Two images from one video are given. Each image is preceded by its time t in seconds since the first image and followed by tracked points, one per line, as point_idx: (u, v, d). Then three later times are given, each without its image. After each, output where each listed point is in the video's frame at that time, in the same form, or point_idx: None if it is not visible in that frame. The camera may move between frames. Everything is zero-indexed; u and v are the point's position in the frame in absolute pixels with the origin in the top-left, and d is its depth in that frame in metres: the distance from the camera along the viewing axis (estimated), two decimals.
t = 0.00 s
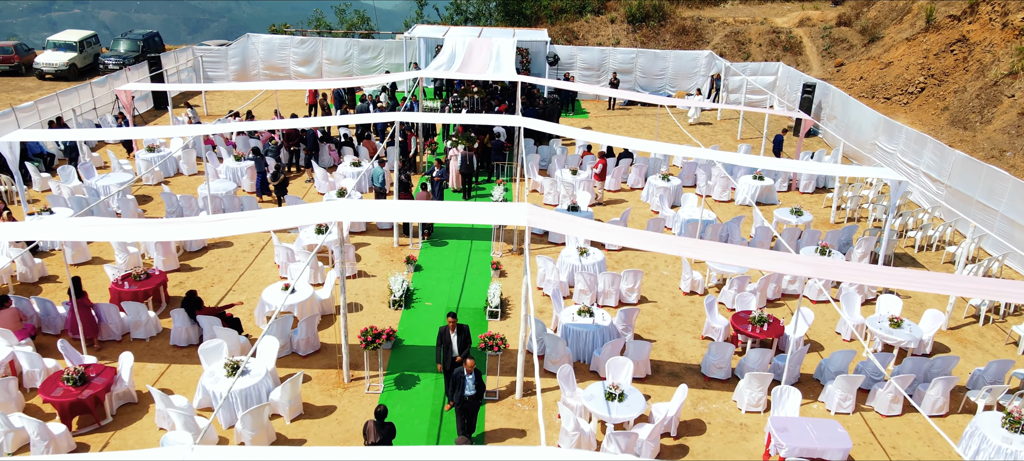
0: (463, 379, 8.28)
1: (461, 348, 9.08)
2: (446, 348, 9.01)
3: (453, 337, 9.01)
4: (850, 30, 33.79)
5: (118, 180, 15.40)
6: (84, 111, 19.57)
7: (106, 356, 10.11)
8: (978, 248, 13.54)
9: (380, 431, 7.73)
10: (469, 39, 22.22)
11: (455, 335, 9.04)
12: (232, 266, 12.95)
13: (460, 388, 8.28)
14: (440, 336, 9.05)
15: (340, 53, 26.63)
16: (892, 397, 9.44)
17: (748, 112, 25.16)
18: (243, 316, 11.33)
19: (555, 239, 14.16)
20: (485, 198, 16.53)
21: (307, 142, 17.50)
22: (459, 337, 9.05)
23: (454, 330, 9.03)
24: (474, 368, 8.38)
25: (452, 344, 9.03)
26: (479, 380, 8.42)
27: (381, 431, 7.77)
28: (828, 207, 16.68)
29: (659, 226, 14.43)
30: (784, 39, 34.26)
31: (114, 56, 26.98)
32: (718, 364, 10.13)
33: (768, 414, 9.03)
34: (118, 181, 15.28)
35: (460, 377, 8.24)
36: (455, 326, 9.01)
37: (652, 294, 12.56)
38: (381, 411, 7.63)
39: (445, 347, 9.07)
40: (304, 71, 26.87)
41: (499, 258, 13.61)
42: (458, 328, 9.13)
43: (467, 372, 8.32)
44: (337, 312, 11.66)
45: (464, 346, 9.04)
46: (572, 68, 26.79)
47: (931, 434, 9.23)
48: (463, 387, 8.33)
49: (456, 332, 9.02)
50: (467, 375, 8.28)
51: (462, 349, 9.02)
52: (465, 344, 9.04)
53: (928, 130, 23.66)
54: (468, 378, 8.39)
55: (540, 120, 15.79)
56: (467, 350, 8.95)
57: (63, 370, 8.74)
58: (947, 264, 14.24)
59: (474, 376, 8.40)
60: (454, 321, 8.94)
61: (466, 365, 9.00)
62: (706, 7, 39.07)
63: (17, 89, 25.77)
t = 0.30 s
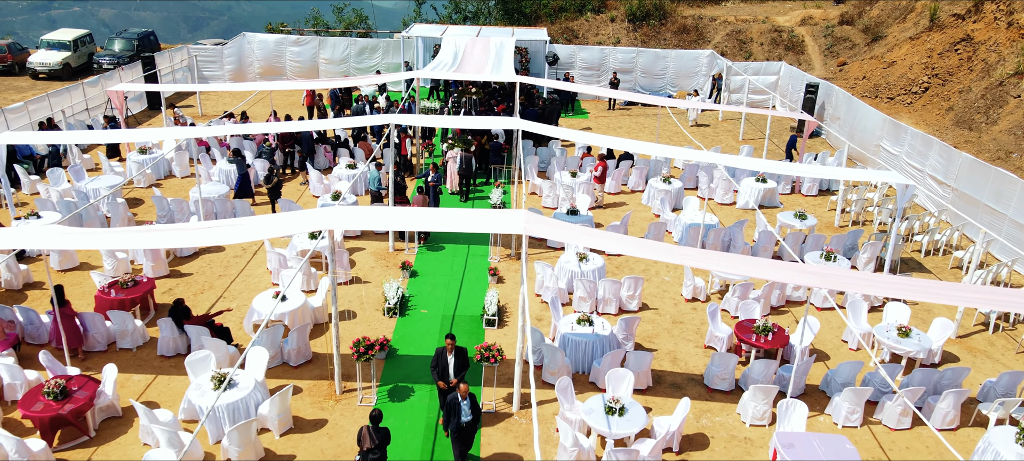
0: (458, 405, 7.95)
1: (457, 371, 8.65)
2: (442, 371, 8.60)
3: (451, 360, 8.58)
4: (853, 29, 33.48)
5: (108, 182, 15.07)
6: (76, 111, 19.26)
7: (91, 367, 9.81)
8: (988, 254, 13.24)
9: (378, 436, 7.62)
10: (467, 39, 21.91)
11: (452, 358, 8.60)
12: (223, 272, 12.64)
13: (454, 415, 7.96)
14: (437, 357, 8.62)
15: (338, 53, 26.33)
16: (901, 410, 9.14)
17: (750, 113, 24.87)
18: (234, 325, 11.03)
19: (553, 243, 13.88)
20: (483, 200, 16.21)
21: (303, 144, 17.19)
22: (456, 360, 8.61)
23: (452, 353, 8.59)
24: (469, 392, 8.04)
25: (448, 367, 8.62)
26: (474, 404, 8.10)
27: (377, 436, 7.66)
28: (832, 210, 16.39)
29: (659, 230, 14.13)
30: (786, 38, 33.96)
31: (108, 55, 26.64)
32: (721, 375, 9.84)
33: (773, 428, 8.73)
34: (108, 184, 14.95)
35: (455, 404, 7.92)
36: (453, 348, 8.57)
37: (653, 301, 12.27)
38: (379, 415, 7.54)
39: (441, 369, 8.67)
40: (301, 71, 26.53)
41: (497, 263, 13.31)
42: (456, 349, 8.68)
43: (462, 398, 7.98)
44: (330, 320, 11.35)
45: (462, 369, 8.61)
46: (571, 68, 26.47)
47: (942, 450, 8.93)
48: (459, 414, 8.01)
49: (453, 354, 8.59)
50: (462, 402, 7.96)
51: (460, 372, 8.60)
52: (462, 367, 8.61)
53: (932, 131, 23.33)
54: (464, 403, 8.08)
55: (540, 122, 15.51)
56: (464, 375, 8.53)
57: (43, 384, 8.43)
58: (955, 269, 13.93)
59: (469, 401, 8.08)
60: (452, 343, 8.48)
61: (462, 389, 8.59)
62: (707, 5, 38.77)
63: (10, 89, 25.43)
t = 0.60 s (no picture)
0: (449, 434, 7.66)
1: (457, 395, 8.36)
2: (440, 395, 8.29)
3: (449, 384, 8.29)
4: (855, 30, 33.20)
5: (98, 187, 14.76)
6: (67, 114, 18.95)
7: (74, 381, 9.50)
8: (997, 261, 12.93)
9: (368, 444, 7.57)
10: (466, 40, 21.62)
11: (452, 382, 8.31)
12: (215, 281, 12.35)
13: (444, 443, 7.68)
14: (436, 380, 8.34)
15: (335, 55, 26.06)
16: (911, 427, 8.84)
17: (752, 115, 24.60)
18: (223, 336, 10.75)
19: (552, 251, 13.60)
20: (481, 205, 15.92)
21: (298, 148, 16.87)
22: (456, 384, 8.32)
23: (452, 377, 8.30)
24: (461, 420, 7.75)
25: (446, 391, 8.32)
26: (466, 432, 7.82)
27: (368, 444, 7.60)
28: (837, 215, 16.10)
29: (660, 238, 13.84)
30: (787, 40, 33.68)
31: (103, 57, 26.34)
32: (725, 390, 9.54)
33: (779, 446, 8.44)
34: (97, 189, 14.65)
35: (445, 432, 7.62)
36: (453, 372, 8.29)
37: (654, 311, 11.98)
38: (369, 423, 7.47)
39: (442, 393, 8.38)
40: (298, 73, 26.24)
41: (494, 271, 13.02)
42: (458, 373, 8.39)
43: (453, 426, 7.68)
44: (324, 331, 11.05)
45: (461, 394, 8.31)
46: (571, 69, 26.16)
47: None
48: (450, 442, 7.73)
49: (453, 378, 8.30)
50: (453, 430, 7.67)
51: (460, 397, 8.29)
52: (463, 393, 8.32)
53: (937, 134, 23.03)
54: (457, 432, 7.78)
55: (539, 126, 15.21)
56: (463, 400, 8.21)
57: (22, 401, 8.13)
58: (963, 277, 13.64)
59: (462, 428, 7.79)
60: (452, 367, 8.19)
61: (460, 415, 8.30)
62: (708, 6, 38.51)
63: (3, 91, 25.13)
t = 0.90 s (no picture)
0: None
1: (454, 426, 7.97)
2: (436, 426, 7.89)
3: (445, 414, 7.91)
4: (857, 31, 32.93)
5: (88, 193, 14.46)
6: (59, 118, 18.67)
7: (58, 397, 9.22)
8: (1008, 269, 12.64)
9: (362, 452, 7.41)
10: (464, 42, 21.32)
11: (447, 412, 7.92)
12: (206, 290, 12.06)
13: None
14: (430, 410, 7.96)
15: (332, 57, 25.75)
16: (922, 445, 8.55)
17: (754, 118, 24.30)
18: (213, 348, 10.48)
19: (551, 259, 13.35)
20: (480, 210, 15.63)
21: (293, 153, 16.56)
22: (451, 414, 7.95)
23: (447, 407, 7.93)
24: (456, 452, 7.35)
25: (443, 422, 7.96)
26: None
27: (362, 452, 7.44)
28: (841, 220, 15.82)
29: (662, 245, 13.55)
30: (789, 41, 33.38)
31: (98, 59, 26.03)
32: (730, 405, 9.26)
33: None
34: (87, 195, 14.35)
35: None
36: (448, 402, 7.91)
37: (656, 321, 11.69)
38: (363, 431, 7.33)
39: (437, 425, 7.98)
40: (294, 75, 25.93)
41: (492, 280, 12.74)
42: (454, 403, 8.03)
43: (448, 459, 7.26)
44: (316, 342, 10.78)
45: (457, 425, 7.94)
46: (571, 72, 25.93)
47: None
48: None
49: (449, 408, 7.93)
50: None
51: (456, 429, 7.90)
52: (459, 425, 7.94)
53: (941, 137, 22.75)
54: None
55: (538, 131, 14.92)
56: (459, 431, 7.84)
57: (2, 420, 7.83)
58: (971, 285, 13.35)
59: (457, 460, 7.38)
60: (447, 396, 7.84)
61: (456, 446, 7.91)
62: (709, 7, 38.24)
63: None
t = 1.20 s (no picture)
0: None
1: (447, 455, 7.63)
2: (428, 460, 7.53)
3: (436, 446, 7.53)
4: (860, 32, 32.65)
5: (79, 198, 14.19)
6: (51, 121, 18.41)
7: (42, 412, 8.93)
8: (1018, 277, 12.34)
9: None
10: (464, 44, 21.06)
11: (439, 444, 7.56)
12: (197, 299, 11.77)
13: None
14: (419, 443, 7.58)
15: (329, 59, 25.48)
16: None
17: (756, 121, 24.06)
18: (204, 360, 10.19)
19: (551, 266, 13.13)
20: (478, 216, 15.35)
21: (289, 156, 16.30)
22: (443, 445, 7.59)
23: (438, 438, 7.56)
24: None
25: (435, 454, 7.55)
26: None
27: None
28: (847, 226, 15.55)
29: (664, 253, 13.27)
30: (791, 42, 33.06)
31: (94, 61, 25.76)
32: (735, 421, 8.97)
33: None
34: (78, 200, 14.07)
35: None
36: (438, 433, 7.53)
37: (659, 331, 11.42)
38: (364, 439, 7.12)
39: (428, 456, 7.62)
40: (291, 77, 25.66)
41: (491, 288, 12.45)
42: (444, 432, 7.65)
43: None
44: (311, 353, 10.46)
45: (450, 455, 7.61)
46: (571, 74, 25.71)
47: None
48: None
49: (439, 440, 7.55)
50: None
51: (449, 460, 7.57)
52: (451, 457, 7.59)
53: (947, 140, 22.45)
54: None
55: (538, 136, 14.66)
56: None
57: None
58: (981, 293, 13.05)
59: None
60: (436, 428, 7.47)
61: None
62: (710, 8, 37.98)
63: None
